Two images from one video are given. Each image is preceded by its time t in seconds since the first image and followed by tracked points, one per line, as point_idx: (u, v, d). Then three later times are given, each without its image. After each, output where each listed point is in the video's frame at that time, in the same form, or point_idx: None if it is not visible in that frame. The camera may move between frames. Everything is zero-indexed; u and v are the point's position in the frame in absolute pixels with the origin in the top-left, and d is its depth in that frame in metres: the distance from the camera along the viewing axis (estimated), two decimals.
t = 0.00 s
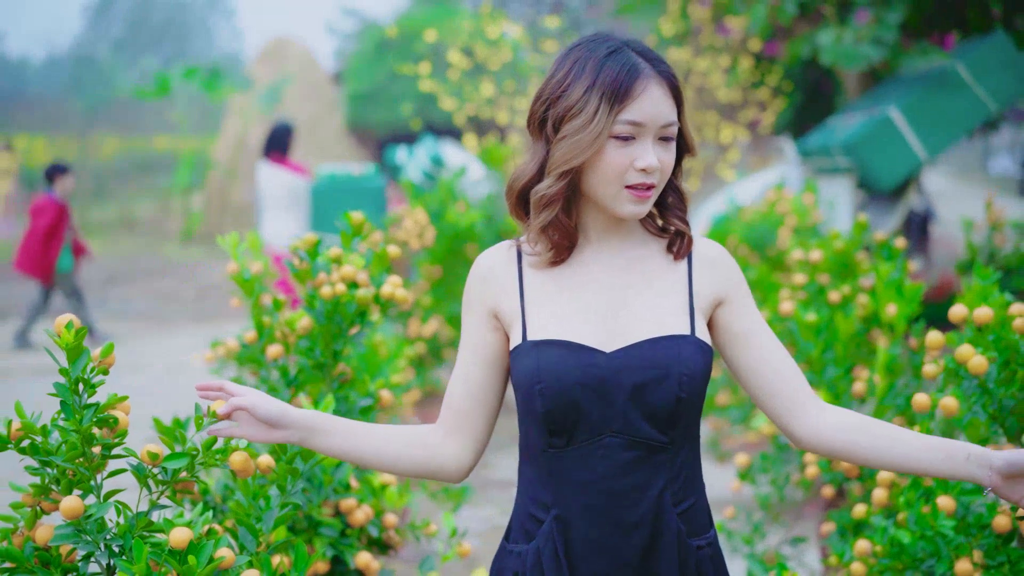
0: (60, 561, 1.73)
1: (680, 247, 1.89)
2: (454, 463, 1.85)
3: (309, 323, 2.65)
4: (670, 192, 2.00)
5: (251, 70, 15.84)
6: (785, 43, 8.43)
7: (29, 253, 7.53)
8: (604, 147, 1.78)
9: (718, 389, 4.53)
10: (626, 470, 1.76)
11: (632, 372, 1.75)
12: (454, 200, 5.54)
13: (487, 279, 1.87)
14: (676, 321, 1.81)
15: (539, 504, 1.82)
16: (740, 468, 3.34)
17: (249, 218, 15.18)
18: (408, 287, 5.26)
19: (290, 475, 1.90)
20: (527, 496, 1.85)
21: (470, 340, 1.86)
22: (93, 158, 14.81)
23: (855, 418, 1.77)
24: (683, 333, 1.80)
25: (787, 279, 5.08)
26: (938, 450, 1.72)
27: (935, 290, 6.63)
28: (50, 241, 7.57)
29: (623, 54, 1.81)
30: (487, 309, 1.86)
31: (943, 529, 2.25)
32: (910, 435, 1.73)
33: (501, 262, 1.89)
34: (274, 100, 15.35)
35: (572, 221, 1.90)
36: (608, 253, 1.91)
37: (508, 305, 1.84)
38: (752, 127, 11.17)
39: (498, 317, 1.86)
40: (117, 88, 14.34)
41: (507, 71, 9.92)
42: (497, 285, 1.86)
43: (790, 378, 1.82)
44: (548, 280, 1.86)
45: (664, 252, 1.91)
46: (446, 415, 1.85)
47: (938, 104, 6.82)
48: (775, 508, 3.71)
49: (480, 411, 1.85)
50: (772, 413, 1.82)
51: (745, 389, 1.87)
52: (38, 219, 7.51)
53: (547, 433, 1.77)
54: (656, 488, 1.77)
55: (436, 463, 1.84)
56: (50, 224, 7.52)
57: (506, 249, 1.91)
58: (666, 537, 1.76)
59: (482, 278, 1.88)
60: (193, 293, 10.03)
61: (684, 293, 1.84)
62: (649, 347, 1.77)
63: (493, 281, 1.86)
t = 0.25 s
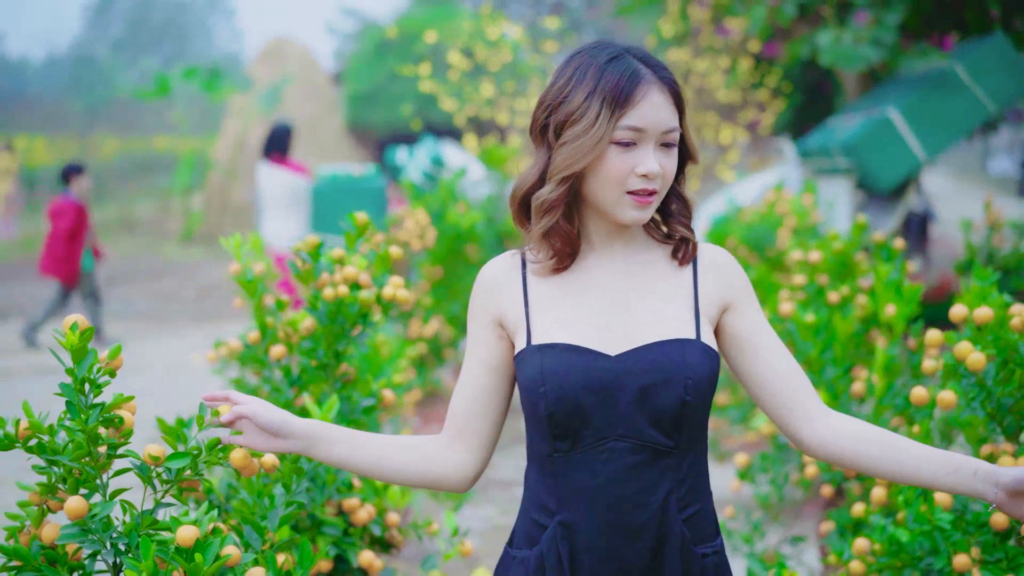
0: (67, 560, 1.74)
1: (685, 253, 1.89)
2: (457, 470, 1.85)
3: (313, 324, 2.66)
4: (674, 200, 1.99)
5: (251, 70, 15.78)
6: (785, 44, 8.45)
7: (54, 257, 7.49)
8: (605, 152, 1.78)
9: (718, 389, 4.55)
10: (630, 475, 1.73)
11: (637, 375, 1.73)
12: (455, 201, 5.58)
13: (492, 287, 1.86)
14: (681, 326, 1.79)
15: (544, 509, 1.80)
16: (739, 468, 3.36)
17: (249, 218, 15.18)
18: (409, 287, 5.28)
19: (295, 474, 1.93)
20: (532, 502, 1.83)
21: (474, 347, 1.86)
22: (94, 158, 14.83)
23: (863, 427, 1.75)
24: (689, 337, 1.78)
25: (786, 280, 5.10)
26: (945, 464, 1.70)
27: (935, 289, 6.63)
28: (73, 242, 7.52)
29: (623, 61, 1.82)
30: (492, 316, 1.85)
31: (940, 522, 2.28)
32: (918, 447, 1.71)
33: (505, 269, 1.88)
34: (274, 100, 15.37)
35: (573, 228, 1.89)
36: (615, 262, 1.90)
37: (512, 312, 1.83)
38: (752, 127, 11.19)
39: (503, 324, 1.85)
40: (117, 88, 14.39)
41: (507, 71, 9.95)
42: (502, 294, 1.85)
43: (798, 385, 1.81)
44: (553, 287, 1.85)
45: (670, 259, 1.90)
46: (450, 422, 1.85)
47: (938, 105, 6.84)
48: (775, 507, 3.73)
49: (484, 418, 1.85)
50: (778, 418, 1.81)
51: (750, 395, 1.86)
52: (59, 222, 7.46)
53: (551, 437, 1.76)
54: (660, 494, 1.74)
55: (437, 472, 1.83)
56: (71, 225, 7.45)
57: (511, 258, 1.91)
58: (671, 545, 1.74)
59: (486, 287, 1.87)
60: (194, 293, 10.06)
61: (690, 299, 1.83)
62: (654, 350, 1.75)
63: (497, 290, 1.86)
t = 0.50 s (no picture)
0: (73, 557, 1.75)
1: (690, 255, 1.90)
2: (461, 476, 1.86)
3: (315, 324, 2.68)
4: (678, 202, 2.01)
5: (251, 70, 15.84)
6: (784, 45, 8.47)
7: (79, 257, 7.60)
8: (609, 156, 1.80)
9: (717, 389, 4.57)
10: (638, 475, 1.74)
11: (645, 376, 1.74)
12: (455, 202, 5.61)
13: (498, 292, 1.88)
14: (688, 327, 1.80)
15: (551, 511, 1.81)
16: (739, 467, 3.38)
17: (248, 219, 15.21)
18: (410, 288, 5.31)
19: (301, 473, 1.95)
20: (540, 502, 1.84)
21: (479, 352, 1.87)
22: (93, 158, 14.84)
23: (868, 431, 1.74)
24: (697, 338, 1.79)
25: (786, 280, 5.12)
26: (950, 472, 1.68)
27: (935, 289, 6.64)
28: (100, 241, 7.63)
29: (625, 64, 1.83)
30: (497, 321, 1.86)
31: (937, 516, 2.32)
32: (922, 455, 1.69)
33: (509, 274, 1.90)
34: (274, 101, 15.39)
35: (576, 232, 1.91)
36: (623, 266, 1.91)
37: (517, 315, 1.84)
38: (751, 128, 11.22)
39: (508, 330, 1.86)
40: (117, 88, 14.53)
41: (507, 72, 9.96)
42: (507, 299, 1.86)
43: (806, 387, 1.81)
44: (560, 290, 1.86)
45: (674, 260, 1.91)
46: (456, 427, 1.87)
47: (938, 106, 6.86)
48: (774, 506, 3.75)
49: (490, 422, 1.87)
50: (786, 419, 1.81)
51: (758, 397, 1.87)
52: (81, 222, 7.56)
53: (560, 436, 1.77)
54: (668, 496, 1.75)
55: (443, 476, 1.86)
56: (96, 225, 7.57)
57: (516, 264, 1.92)
58: (678, 546, 1.74)
59: (491, 291, 1.88)
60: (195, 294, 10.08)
61: (696, 301, 1.84)
62: (662, 351, 1.76)
63: (502, 296, 1.87)
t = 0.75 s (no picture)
0: (81, 555, 1.78)
1: (694, 258, 1.88)
2: (462, 481, 1.83)
3: (319, 326, 2.71)
4: (681, 205, 2.00)
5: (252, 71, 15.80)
6: (784, 45, 8.48)
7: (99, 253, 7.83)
8: (616, 160, 1.78)
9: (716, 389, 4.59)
10: (643, 478, 1.72)
11: (651, 378, 1.72)
12: (456, 203, 5.65)
13: (502, 295, 1.85)
14: (694, 329, 1.79)
15: (555, 514, 1.79)
16: (739, 466, 3.40)
17: (249, 219, 15.26)
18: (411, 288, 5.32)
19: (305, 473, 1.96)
20: (544, 504, 1.82)
21: (481, 357, 1.85)
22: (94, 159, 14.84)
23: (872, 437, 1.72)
24: (703, 340, 1.78)
25: (785, 281, 5.14)
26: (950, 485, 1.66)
27: (934, 290, 6.66)
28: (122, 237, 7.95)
29: (630, 69, 1.82)
30: (502, 325, 1.84)
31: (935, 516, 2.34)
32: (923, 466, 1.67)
33: (512, 279, 1.87)
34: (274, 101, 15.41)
35: (582, 236, 1.89)
36: (628, 268, 1.89)
37: (522, 319, 1.82)
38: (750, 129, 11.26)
39: (511, 334, 1.84)
40: (117, 89, 14.35)
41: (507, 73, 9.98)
42: (510, 305, 1.84)
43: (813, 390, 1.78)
44: (565, 293, 1.85)
45: (676, 263, 1.89)
46: (460, 430, 1.83)
47: (937, 107, 6.87)
48: (774, 505, 3.77)
49: (492, 426, 1.84)
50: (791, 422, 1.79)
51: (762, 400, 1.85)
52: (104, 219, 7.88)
53: (564, 439, 1.75)
54: (674, 499, 1.73)
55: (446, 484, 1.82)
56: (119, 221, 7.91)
57: (519, 269, 1.89)
58: (684, 548, 1.73)
59: (494, 296, 1.86)
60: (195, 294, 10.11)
61: (701, 303, 1.82)
62: (668, 353, 1.74)
63: (506, 299, 1.85)
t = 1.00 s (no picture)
0: (88, 553, 1.79)
1: (698, 257, 1.87)
2: (460, 480, 1.83)
3: (323, 326, 2.72)
4: (685, 204, 1.99)
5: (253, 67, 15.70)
6: (784, 46, 8.50)
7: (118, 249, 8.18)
8: (624, 157, 1.78)
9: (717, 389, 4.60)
10: (644, 481, 1.72)
11: (651, 380, 1.72)
12: (456, 203, 5.69)
13: (504, 297, 1.85)
14: (696, 331, 1.78)
15: (557, 518, 1.78)
16: (739, 466, 3.41)
17: (248, 219, 15.30)
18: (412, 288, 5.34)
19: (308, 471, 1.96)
20: (545, 508, 1.81)
21: (483, 359, 1.85)
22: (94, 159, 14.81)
23: (867, 441, 1.73)
24: (704, 342, 1.76)
25: (785, 281, 5.16)
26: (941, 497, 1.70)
27: (932, 291, 6.73)
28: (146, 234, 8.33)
29: (637, 68, 1.82)
30: (502, 326, 1.84)
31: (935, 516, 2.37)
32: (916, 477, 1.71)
33: (514, 280, 1.87)
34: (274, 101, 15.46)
35: (590, 235, 1.88)
36: (633, 271, 1.88)
37: (523, 321, 1.82)
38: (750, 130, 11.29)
39: (513, 335, 1.84)
40: (118, 88, 14.29)
41: (508, 73, 9.99)
42: (513, 306, 1.84)
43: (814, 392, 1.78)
44: (567, 296, 1.84)
45: (678, 259, 1.89)
46: (460, 430, 1.84)
47: (937, 108, 6.89)
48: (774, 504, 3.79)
49: (493, 428, 1.84)
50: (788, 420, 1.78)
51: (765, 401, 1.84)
52: (124, 219, 8.22)
53: (564, 442, 1.74)
54: (674, 502, 1.72)
55: (442, 480, 1.82)
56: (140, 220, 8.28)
57: (523, 269, 1.89)
58: (686, 551, 1.72)
59: (495, 297, 1.86)
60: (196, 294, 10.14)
61: (703, 303, 1.81)
62: (668, 355, 1.74)
63: (508, 301, 1.85)
